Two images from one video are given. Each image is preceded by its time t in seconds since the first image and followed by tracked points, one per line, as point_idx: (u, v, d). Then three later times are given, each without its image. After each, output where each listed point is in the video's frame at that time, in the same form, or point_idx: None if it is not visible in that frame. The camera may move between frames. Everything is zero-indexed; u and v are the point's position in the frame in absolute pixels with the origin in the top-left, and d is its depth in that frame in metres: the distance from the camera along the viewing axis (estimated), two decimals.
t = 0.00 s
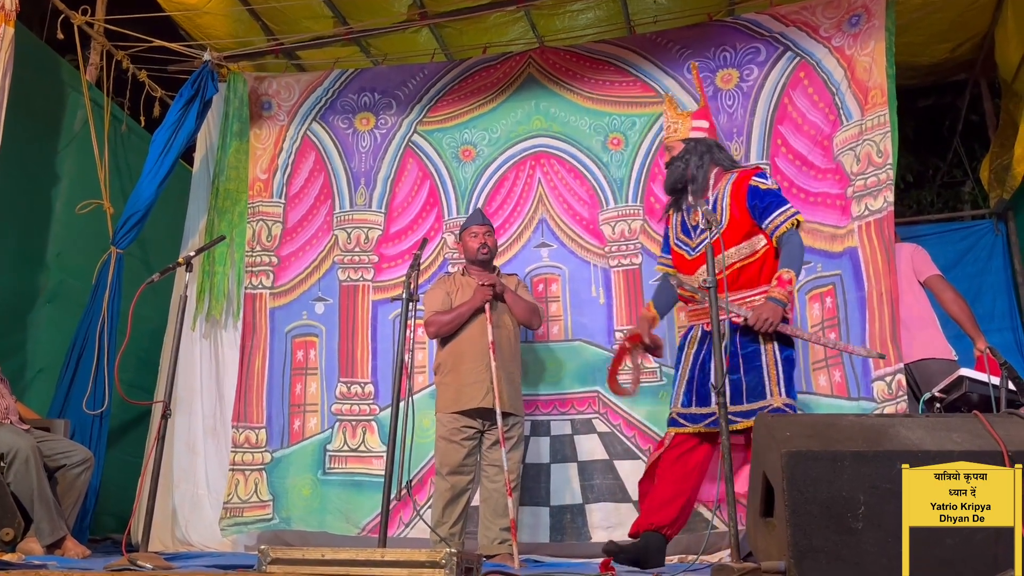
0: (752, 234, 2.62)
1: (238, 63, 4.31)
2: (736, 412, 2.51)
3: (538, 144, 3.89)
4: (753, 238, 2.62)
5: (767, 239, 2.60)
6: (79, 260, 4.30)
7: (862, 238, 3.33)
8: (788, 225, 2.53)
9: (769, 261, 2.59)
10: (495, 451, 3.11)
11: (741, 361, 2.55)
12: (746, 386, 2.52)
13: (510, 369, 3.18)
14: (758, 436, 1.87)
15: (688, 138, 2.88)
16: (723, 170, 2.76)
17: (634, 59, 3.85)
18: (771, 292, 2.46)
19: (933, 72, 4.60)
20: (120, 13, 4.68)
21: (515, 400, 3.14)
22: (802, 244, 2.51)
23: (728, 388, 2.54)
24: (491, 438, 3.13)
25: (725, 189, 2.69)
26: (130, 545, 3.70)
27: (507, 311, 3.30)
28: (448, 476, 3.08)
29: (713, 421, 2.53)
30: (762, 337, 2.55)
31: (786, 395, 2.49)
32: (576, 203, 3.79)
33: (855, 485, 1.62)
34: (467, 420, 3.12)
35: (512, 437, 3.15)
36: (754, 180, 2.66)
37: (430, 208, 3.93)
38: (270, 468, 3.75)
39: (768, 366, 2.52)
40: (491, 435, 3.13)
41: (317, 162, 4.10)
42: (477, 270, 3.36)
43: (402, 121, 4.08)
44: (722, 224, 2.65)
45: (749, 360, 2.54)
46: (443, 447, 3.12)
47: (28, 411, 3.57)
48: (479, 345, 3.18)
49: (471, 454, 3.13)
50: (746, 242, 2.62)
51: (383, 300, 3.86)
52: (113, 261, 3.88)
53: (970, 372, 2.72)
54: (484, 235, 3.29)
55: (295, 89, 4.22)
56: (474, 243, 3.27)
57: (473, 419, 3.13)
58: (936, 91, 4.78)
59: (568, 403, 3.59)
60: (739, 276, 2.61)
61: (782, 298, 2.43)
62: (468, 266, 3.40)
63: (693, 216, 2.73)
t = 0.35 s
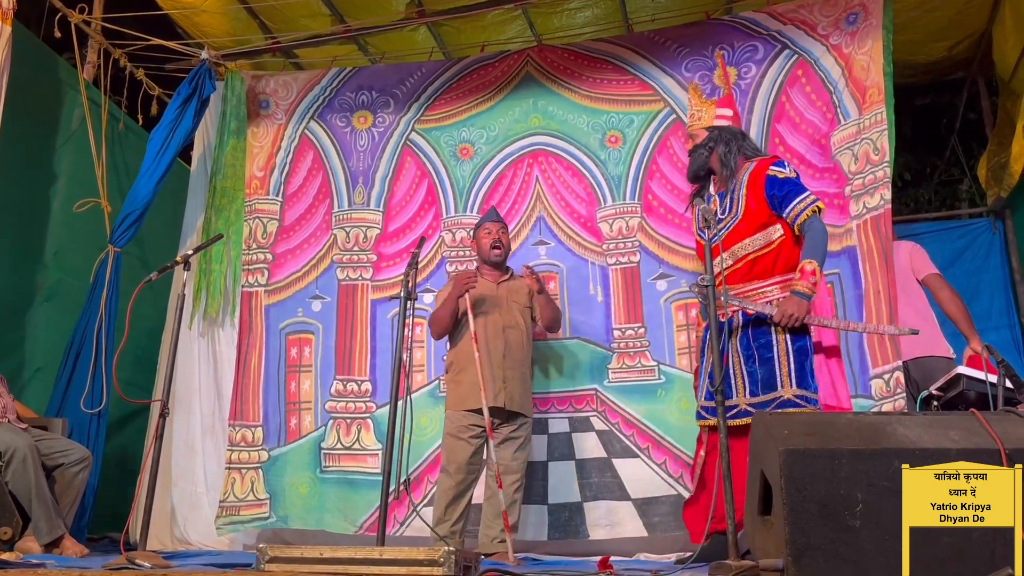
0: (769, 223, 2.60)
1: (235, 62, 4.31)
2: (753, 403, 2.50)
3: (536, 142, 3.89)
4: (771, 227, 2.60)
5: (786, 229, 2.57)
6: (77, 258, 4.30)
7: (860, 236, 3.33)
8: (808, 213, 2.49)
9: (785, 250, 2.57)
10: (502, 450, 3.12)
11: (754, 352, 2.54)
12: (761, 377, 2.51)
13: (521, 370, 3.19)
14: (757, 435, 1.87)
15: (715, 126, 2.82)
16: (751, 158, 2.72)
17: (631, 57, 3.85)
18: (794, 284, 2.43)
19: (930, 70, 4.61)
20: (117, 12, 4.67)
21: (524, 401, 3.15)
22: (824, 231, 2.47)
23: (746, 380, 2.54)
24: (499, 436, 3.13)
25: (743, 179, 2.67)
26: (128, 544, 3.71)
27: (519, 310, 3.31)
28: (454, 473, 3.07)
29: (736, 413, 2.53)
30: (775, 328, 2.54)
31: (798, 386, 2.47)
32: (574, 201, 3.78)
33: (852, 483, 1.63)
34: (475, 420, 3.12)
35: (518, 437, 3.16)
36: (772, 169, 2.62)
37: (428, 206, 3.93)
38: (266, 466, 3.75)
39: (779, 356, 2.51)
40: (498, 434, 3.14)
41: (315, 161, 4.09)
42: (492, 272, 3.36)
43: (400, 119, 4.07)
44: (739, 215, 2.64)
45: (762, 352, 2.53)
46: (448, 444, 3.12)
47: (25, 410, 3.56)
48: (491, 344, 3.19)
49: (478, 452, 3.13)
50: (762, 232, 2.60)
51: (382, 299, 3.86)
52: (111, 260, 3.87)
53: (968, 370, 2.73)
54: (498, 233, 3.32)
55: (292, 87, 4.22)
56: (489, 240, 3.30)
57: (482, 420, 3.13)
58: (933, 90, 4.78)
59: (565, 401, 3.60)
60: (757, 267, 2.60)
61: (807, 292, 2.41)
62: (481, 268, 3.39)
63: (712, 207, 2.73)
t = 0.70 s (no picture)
0: (763, 222, 2.60)
1: (233, 61, 4.30)
2: (746, 400, 2.51)
3: (534, 141, 3.89)
4: (765, 226, 2.60)
5: (779, 227, 2.57)
6: (76, 257, 4.30)
7: (857, 235, 3.33)
8: (799, 212, 2.49)
9: (778, 248, 2.57)
10: (504, 448, 3.12)
11: (747, 350, 2.55)
12: (754, 375, 2.52)
13: (522, 369, 3.19)
14: (755, 434, 1.88)
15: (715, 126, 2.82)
16: (749, 158, 2.71)
17: (629, 56, 3.86)
18: (781, 282, 2.44)
19: (928, 69, 4.61)
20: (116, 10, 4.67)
21: (525, 398, 3.16)
22: (815, 229, 2.47)
23: (740, 378, 2.55)
24: (503, 433, 3.14)
25: (739, 178, 2.67)
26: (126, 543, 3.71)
27: (520, 308, 3.31)
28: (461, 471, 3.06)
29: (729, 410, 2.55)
30: (766, 325, 2.54)
31: (788, 383, 2.48)
32: (572, 200, 3.78)
33: (850, 481, 1.63)
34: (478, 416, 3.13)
35: (520, 435, 3.15)
36: (767, 168, 2.61)
37: (427, 206, 3.93)
38: (262, 464, 3.75)
39: (771, 353, 2.51)
40: (501, 432, 3.14)
41: (313, 160, 4.09)
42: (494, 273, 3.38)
43: (398, 119, 4.07)
44: (732, 214, 2.65)
45: (755, 349, 2.53)
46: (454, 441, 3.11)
47: (23, 409, 3.56)
48: (491, 341, 3.19)
49: (483, 450, 3.12)
50: (755, 231, 2.60)
51: (381, 298, 3.86)
52: (108, 259, 3.87)
53: (965, 369, 2.74)
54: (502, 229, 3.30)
55: (291, 87, 4.22)
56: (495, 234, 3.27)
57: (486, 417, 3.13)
58: (933, 87, 4.82)
59: (563, 399, 3.60)
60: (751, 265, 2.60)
61: (793, 289, 2.41)
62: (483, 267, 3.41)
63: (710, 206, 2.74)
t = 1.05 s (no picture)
0: (757, 222, 2.60)
1: (231, 61, 4.30)
2: (737, 399, 2.52)
3: (532, 141, 3.89)
4: (758, 226, 2.60)
5: (773, 227, 2.58)
6: (74, 257, 4.29)
7: (855, 233, 3.34)
8: (792, 212, 2.50)
9: (771, 248, 2.57)
10: (501, 446, 3.11)
11: (738, 349, 2.55)
12: (745, 373, 2.52)
13: (516, 364, 3.18)
14: (753, 433, 1.88)
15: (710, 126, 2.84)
16: (743, 158, 2.71)
17: (628, 56, 3.85)
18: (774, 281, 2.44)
19: (927, 68, 4.62)
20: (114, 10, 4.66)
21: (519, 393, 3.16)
22: (808, 229, 2.47)
23: (731, 376, 2.55)
24: (499, 431, 3.13)
25: (731, 178, 2.68)
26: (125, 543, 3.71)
27: (515, 306, 3.31)
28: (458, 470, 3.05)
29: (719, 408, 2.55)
30: (758, 324, 2.54)
31: (780, 382, 2.48)
32: (571, 199, 3.79)
33: (848, 479, 1.63)
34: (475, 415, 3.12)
35: (516, 433, 3.14)
36: (760, 168, 2.62)
37: (426, 206, 3.93)
38: (259, 464, 3.74)
39: (763, 351, 2.51)
40: (497, 429, 3.14)
41: (312, 160, 4.09)
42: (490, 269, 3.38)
43: (397, 119, 4.07)
44: (726, 213, 2.65)
45: (746, 348, 2.53)
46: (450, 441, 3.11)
47: (21, 409, 3.56)
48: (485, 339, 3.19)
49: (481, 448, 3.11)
50: (748, 231, 2.61)
51: (380, 298, 3.86)
52: (106, 259, 3.87)
53: (963, 368, 2.76)
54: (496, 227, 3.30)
55: (289, 86, 4.22)
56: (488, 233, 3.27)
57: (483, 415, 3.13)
58: (930, 86, 4.83)
59: (562, 398, 3.60)
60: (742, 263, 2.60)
61: (785, 288, 2.41)
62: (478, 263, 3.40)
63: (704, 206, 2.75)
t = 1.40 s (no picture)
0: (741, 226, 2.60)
1: (229, 60, 4.30)
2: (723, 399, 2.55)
3: (531, 141, 3.89)
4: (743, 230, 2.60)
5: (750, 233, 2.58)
6: (72, 257, 4.29)
7: (853, 231, 3.34)
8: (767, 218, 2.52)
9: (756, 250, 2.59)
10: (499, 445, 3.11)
11: (727, 350, 2.58)
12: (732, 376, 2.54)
13: (513, 363, 3.20)
14: (751, 432, 1.88)
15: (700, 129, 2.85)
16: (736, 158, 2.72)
17: (627, 55, 3.85)
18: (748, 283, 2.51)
19: (925, 67, 4.62)
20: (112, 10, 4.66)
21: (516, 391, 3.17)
22: (783, 231, 2.53)
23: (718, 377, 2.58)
24: (496, 431, 3.13)
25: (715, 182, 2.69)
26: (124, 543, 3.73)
27: (511, 305, 3.32)
28: (456, 470, 3.05)
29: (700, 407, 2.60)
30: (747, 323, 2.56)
31: (767, 386, 2.49)
32: (569, 199, 3.79)
33: (846, 477, 1.64)
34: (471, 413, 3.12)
35: (513, 432, 3.15)
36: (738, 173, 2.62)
37: (424, 206, 3.93)
38: (254, 463, 3.74)
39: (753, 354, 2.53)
40: (495, 429, 3.14)
41: (310, 160, 4.09)
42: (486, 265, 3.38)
43: (395, 118, 4.07)
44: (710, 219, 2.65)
45: (735, 351, 2.56)
46: (447, 440, 3.10)
47: (19, 409, 3.55)
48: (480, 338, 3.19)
49: (479, 448, 3.10)
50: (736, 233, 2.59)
51: (379, 298, 3.86)
52: (105, 259, 3.86)
53: (961, 366, 2.76)
54: (489, 225, 3.27)
55: (287, 86, 4.21)
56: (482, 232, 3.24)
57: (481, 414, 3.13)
58: (928, 85, 4.83)
59: (560, 397, 3.60)
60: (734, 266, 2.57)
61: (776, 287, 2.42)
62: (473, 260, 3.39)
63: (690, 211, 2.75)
